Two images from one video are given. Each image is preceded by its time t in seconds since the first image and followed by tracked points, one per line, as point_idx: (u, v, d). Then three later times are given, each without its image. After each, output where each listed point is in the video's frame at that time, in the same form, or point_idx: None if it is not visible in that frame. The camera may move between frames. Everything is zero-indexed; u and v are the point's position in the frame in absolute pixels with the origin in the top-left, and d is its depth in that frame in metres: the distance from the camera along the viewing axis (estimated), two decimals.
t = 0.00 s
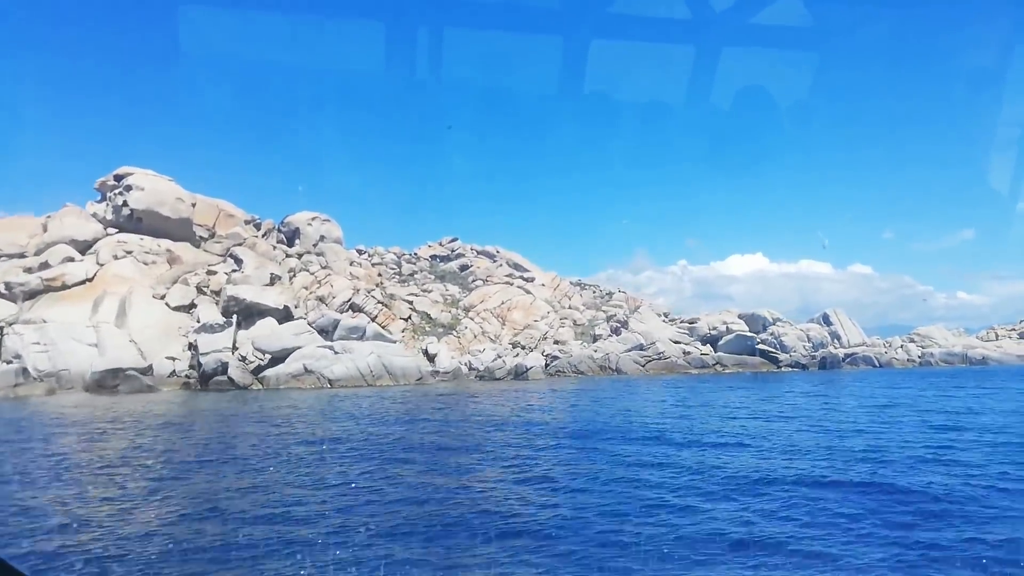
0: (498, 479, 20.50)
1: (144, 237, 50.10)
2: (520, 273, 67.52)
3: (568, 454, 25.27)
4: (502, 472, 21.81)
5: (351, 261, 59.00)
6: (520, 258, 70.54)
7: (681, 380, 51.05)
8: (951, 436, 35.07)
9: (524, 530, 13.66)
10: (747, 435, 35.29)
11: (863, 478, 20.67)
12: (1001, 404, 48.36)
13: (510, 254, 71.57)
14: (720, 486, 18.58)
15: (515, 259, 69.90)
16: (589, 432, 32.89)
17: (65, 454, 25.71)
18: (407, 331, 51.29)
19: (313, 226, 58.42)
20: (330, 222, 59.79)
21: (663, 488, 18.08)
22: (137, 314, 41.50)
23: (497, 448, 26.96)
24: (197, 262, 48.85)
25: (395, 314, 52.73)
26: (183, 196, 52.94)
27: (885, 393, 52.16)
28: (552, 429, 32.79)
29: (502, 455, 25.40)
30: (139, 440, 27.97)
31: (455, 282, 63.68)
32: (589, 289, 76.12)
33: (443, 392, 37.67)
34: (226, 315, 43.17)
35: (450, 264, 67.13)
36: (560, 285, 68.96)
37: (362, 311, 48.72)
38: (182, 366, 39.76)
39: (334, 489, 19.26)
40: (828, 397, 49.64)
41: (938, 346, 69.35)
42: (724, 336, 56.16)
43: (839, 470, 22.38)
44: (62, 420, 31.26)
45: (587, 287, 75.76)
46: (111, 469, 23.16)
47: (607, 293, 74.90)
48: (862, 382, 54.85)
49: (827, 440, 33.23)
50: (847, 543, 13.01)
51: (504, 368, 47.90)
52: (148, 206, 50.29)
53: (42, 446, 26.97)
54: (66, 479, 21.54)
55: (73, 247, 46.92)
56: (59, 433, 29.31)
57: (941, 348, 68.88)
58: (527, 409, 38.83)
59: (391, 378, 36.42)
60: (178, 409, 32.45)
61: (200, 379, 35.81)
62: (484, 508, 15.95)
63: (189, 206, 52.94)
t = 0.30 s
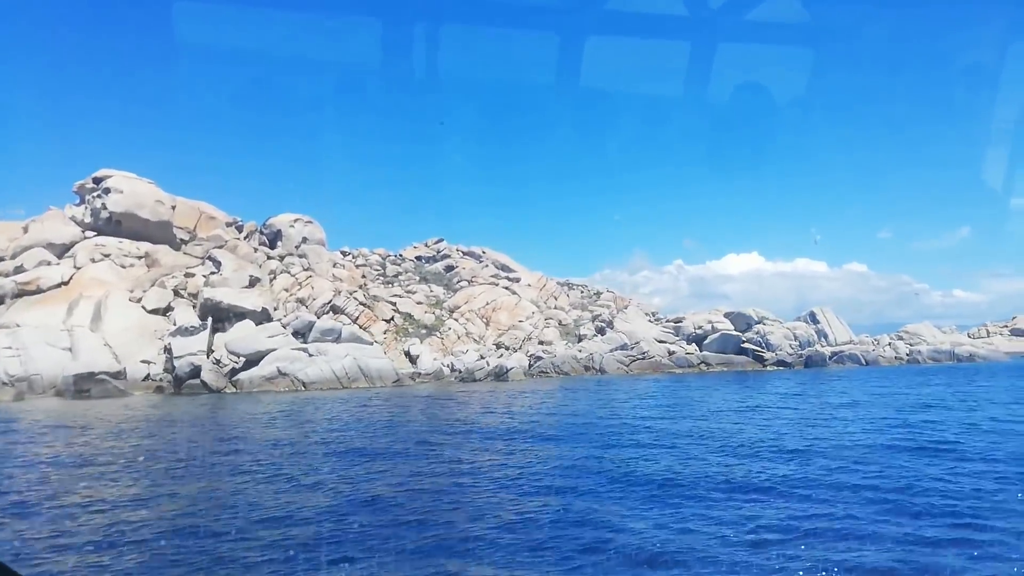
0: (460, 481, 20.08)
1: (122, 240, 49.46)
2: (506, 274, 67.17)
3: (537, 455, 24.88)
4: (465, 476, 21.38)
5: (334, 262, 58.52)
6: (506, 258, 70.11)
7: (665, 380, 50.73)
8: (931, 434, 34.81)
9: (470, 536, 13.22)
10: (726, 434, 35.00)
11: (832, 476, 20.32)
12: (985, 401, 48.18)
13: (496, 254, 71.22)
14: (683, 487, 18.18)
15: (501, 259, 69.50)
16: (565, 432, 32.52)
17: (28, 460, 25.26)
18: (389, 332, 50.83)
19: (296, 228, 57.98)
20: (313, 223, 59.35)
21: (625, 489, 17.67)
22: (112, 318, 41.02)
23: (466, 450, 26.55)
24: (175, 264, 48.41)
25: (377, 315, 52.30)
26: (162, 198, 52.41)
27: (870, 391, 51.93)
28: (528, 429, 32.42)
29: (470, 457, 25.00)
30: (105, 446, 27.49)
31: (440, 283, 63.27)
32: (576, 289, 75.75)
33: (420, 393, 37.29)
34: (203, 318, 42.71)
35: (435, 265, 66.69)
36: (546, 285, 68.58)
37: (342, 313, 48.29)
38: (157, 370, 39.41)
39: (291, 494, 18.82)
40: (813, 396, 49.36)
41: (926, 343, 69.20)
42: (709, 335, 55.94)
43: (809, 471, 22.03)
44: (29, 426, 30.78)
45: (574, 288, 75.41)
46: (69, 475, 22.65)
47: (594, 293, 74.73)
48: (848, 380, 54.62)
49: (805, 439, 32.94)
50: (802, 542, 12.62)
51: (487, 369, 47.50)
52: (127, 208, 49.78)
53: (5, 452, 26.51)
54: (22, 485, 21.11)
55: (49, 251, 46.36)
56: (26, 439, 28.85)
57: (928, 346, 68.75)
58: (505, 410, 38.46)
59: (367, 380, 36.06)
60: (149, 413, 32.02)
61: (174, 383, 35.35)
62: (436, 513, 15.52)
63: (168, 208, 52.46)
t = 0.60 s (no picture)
0: (426, 484, 19.79)
1: (105, 243, 49.06)
2: (494, 274, 66.84)
3: (510, 456, 24.60)
4: (433, 477, 21.09)
5: (319, 262, 58.14)
6: (495, 258, 69.80)
7: (651, 378, 50.49)
8: (915, 431, 34.56)
9: (419, 544, 12.93)
10: (708, 432, 34.75)
11: (803, 477, 20.03)
12: (972, 397, 47.99)
13: (484, 253, 70.90)
14: (649, 489, 17.89)
15: (489, 259, 69.15)
16: (544, 432, 32.25)
17: None
18: (373, 333, 50.34)
19: (281, 229, 57.64)
20: (298, 224, 59.02)
21: (589, 492, 17.39)
22: (91, 321, 40.59)
23: (440, 451, 26.24)
24: (157, 266, 48.06)
25: (361, 316, 51.88)
26: (145, 200, 51.96)
27: (857, 387, 51.73)
28: (506, 429, 32.15)
29: (442, 458, 24.70)
30: (75, 446, 27.15)
31: (427, 283, 62.89)
32: (566, 288, 75.46)
33: (400, 394, 37.00)
34: (183, 320, 42.38)
35: (423, 265, 66.32)
36: (535, 284, 68.25)
37: (326, 314, 47.93)
38: (135, 374, 38.97)
39: (252, 497, 18.53)
40: (800, 393, 49.09)
41: (916, 340, 68.92)
42: (697, 333, 55.73)
43: (781, 470, 21.78)
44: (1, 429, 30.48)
45: (564, 287, 75.14)
46: (33, 476, 22.35)
47: (583, 292, 74.49)
48: (836, 377, 54.35)
49: (786, 438, 32.71)
50: (756, 549, 12.34)
51: (471, 369, 47.16)
52: (109, 211, 49.40)
53: None
54: None
55: (30, 254, 46.12)
56: None
57: (919, 342, 68.50)
58: (487, 410, 38.15)
59: (345, 382, 35.73)
60: (123, 416, 31.74)
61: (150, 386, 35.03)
62: (394, 517, 15.23)
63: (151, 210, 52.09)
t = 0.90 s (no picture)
0: (387, 487, 19.43)
1: (89, 243, 48.66)
2: (484, 276, 66.43)
3: (480, 459, 24.24)
4: (397, 479, 20.73)
5: (306, 264, 57.78)
6: (485, 260, 69.43)
7: (637, 381, 50.14)
8: (897, 435, 34.20)
9: (360, 557, 12.54)
10: (688, 435, 34.40)
11: (771, 479, 19.65)
12: (961, 401, 47.59)
13: (475, 256, 70.51)
14: (611, 494, 17.51)
15: (479, 261, 68.74)
16: (522, 434, 31.87)
17: None
18: (358, 336, 49.87)
19: (267, 230, 57.31)
20: (285, 226, 58.69)
21: (547, 498, 17.00)
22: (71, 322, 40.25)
23: (411, 453, 25.95)
24: (140, 268, 47.68)
25: (347, 318, 51.46)
26: (128, 200, 51.37)
27: (846, 390, 51.35)
28: (483, 431, 31.79)
29: (411, 460, 24.35)
30: (42, 444, 26.78)
31: (416, 285, 62.46)
32: (558, 290, 75.11)
33: (379, 397, 36.63)
34: (164, 322, 42.02)
35: (412, 268, 65.85)
36: (525, 287, 67.86)
37: (309, 317, 47.54)
38: (113, 376, 38.69)
39: (208, 500, 18.25)
40: (788, 397, 48.71)
41: (908, 343, 68.51)
42: (685, 336, 55.45)
43: (751, 472, 21.47)
44: None
45: (555, 288, 74.79)
46: None
47: (575, 295, 74.19)
48: (825, 380, 54.00)
49: (766, 441, 32.36)
50: (706, 567, 11.94)
51: (456, 371, 46.77)
52: (92, 212, 48.91)
53: None
54: None
55: (11, 256, 45.76)
56: None
57: (911, 345, 68.12)
58: (467, 412, 37.77)
59: (322, 384, 35.31)
60: (96, 417, 31.43)
61: (126, 387, 34.73)
62: (342, 524, 14.85)
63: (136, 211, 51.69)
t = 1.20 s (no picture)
0: (342, 487, 19.06)
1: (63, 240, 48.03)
2: (467, 272, 65.99)
3: (444, 458, 23.91)
4: (355, 478, 20.35)
5: (285, 261, 57.28)
6: (468, 256, 69.01)
7: (617, 377, 49.92)
8: (872, 431, 34.06)
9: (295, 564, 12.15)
10: (663, 431, 34.17)
11: (734, 478, 19.41)
12: (940, 397, 47.54)
13: (458, 251, 70.04)
14: (567, 495, 17.21)
15: (463, 257, 68.24)
16: (493, 431, 31.59)
17: None
18: (337, 333, 49.35)
19: (246, 226, 56.80)
20: (264, 222, 58.19)
21: (501, 503, 16.63)
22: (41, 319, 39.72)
23: (376, 450, 25.62)
24: (114, 264, 47.14)
25: (325, 315, 50.95)
26: (104, 196, 50.76)
27: (826, 386, 51.26)
28: (455, 428, 31.48)
29: (375, 458, 24.01)
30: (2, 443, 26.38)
31: (397, 281, 61.98)
32: (542, 286, 74.82)
33: (352, 394, 36.28)
34: (136, 319, 41.53)
35: (395, 263, 65.32)
36: (508, 282, 67.48)
37: (286, 314, 47.09)
38: (83, 374, 38.25)
39: (159, 500, 17.92)
40: (769, 393, 48.57)
41: (892, 338, 68.53)
42: (667, 332, 55.29)
43: (715, 469, 21.24)
44: None
45: (539, 284, 74.52)
46: None
47: (560, 291, 73.90)
48: (806, 376, 53.90)
49: (739, 438, 32.17)
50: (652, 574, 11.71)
51: (434, 368, 46.41)
52: (66, 208, 48.30)
53: None
54: None
55: None
56: None
57: (894, 340, 68.15)
58: (441, 409, 37.42)
59: (293, 382, 34.91)
60: (61, 414, 30.97)
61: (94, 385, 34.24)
62: (285, 530, 14.45)
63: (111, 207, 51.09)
